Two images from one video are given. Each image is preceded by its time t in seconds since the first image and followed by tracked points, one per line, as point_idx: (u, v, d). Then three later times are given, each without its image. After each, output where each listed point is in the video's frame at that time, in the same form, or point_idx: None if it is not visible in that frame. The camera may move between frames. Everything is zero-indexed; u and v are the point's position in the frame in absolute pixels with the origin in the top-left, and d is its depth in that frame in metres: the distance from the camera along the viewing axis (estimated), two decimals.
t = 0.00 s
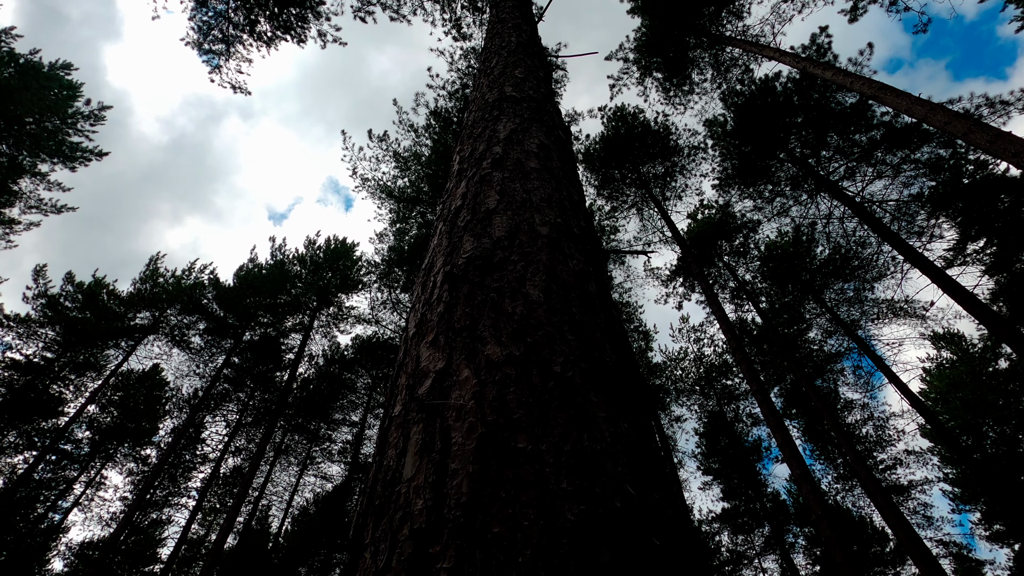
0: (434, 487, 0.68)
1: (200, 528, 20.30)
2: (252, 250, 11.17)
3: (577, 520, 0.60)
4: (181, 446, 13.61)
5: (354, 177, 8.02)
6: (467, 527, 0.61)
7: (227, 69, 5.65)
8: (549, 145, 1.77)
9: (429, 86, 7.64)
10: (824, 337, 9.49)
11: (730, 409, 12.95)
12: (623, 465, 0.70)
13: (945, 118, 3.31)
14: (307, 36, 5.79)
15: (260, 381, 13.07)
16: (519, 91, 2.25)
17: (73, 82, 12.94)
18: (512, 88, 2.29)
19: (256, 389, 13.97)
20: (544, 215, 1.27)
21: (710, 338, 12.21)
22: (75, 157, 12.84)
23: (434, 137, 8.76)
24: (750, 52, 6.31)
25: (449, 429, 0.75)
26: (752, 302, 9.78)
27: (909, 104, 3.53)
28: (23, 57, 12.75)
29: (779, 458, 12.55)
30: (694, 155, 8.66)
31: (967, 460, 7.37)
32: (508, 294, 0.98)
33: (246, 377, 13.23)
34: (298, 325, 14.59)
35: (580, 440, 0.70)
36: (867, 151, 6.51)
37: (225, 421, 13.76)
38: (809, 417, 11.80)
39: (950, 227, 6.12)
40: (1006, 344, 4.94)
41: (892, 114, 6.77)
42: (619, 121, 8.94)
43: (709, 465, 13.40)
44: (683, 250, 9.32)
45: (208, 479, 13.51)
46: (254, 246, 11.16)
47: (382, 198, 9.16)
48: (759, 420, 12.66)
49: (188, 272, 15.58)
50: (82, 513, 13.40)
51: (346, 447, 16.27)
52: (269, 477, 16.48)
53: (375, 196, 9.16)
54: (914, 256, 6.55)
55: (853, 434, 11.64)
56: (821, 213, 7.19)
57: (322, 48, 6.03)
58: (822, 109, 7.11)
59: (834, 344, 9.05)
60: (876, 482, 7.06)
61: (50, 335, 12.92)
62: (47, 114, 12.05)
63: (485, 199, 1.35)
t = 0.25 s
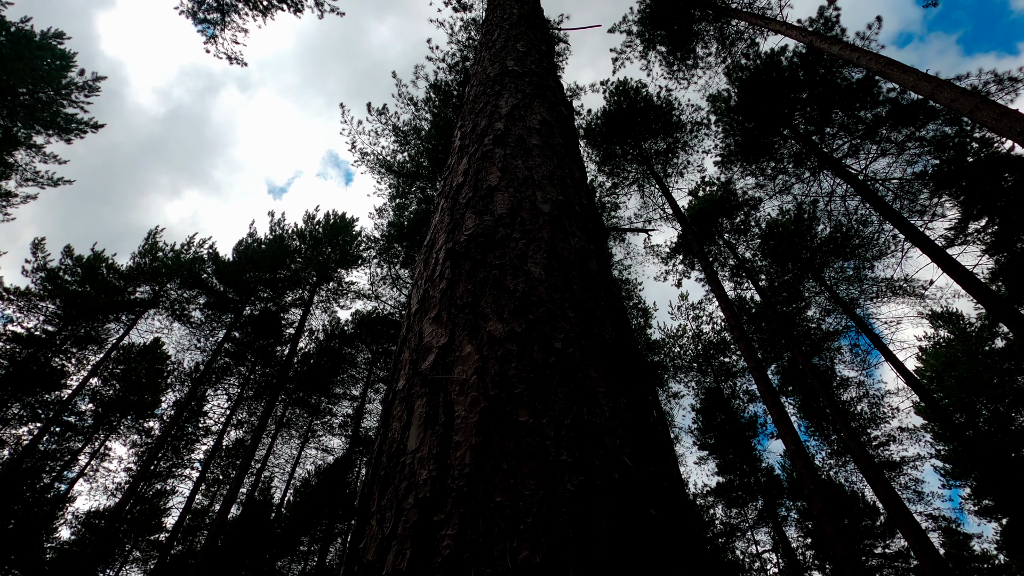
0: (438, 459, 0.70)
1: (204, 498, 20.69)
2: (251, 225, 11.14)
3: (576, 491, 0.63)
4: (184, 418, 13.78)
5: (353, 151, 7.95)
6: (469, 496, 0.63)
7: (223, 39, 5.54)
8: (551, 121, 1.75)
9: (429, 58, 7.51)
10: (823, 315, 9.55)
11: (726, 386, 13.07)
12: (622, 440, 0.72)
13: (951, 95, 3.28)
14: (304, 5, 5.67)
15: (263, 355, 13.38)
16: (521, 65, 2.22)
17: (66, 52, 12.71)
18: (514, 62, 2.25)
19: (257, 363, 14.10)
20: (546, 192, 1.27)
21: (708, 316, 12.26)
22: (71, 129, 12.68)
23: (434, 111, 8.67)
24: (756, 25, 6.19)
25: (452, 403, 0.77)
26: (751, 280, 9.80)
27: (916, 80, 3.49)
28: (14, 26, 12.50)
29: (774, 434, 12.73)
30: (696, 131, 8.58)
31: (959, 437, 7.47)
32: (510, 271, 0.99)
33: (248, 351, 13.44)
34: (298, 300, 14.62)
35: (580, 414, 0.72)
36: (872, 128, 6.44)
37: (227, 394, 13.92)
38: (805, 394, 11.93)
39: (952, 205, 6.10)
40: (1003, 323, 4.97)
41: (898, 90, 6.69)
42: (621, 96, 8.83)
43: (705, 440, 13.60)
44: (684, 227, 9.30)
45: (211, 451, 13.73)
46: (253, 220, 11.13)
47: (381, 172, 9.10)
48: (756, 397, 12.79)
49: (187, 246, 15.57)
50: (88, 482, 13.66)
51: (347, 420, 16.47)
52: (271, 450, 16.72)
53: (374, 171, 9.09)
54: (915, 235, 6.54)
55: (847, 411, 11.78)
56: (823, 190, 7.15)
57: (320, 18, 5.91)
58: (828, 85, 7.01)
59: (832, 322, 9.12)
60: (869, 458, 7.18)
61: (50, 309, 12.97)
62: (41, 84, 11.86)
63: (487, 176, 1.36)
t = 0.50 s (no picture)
0: (440, 438, 0.73)
1: (208, 471, 21.03)
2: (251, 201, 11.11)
3: (573, 470, 0.65)
4: (187, 393, 13.94)
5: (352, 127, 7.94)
6: (470, 475, 0.66)
7: (218, 11, 5.45)
8: (553, 101, 1.74)
9: (429, 32, 7.39)
10: (822, 295, 9.58)
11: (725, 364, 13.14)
12: (618, 422, 0.74)
13: (959, 73, 3.24)
14: None
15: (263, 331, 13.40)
16: (522, 43, 2.19)
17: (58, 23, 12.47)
18: (516, 40, 2.22)
19: (258, 339, 14.19)
20: (547, 174, 1.27)
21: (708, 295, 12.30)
22: (66, 102, 12.50)
23: (434, 86, 8.57)
24: None
25: (453, 385, 0.79)
26: (751, 259, 9.81)
27: (923, 58, 3.44)
28: None
29: (770, 411, 12.88)
30: (699, 108, 8.48)
31: (954, 416, 7.57)
32: (510, 255, 1.00)
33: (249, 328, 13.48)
34: (298, 277, 14.62)
35: (578, 396, 0.74)
36: (877, 106, 6.38)
37: (229, 370, 14.04)
38: (802, 373, 12.03)
39: (955, 185, 6.08)
40: (1002, 304, 4.99)
41: (905, 67, 6.59)
42: (624, 71, 8.71)
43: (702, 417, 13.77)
44: (685, 206, 9.26)
45: (214, 426, 13.92)
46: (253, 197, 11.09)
47: (381, 149, 9.03)
48: (753, 375, 12.89)
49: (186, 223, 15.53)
50: (93, 456, 14.00)
51: (348, 396, 16.64)
52: (274, 425, 16.91)
53: (374, 147, 9.01)
54: (917, 215, 6.52)
55: (844, 389, 11.90)
56: (826, 169, 7.10)
57: None
58: (834, 61, 6.90)
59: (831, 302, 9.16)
60: (864, 435, 7.28)
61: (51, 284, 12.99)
62: (34, 56, 11.65)
63: (488, 157, 1.36)
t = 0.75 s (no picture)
0: (449, 418, 0.76)
1: (214, 440, 21.42)
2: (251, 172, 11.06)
3: (576, 450, 0.68)
4: (192, 363, 14.11)
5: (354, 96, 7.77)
6: (477, 454, 0.69)
7: None
8: (557, 78, 1.73)
9: None
10: (824, 269, 9.58)
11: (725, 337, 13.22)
12: (619, 403, 0.78)
13: (972, 44, 3.19)
14: None
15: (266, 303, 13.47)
16: (527, 16, 2.16)
17: None
18: (520, 13, 2.19)
19: (260, 311, 14.29)
20: (552, 155, 1.28)
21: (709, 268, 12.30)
22: (60, 70, 12.30)
23: (435, 54, 8.42)
24: None
25: (461, 366, 0.82)
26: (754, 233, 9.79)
27: (935, 28, 3.38)
28: None
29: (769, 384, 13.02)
30: (706, 78, 8.34)
31: (950, 389, 7.66)
32: (516, 238, 1.02)
33: (252, 299, 13.57)
34: (299, 249, 14.61)
35: (582, 378, 0.77)
36: (887, 77, 6.28)
37: (232, 341, 14.18)
38: (801, 346, 12.12)
39: (963, 159, 6.02)
40: (1003, 279, 5.00)
41: (917, 37, 6.46)
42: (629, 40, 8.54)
43: (701, 389, 13.92)
44: (689, 179, 9.18)
45: (219, 395, 14.14)
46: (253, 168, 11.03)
47: (382, 119, 8.93)
48: (753, 348, 12.99)
49: (186, 194, 15.47)
50: (101, 424, 14.30)
51: (351, 367, 16.83)
52: (278, 394, 17.14)
53: (374, 117, 8.92)
54: (922, 189, 6.48)
55: (842, 363, 12.00)
56: (832, 142, 7.02)
57: None
58: (844, 30, 6.75)
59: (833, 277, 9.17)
60: (861, 408, 7.38)
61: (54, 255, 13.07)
62: (27, 22, 11.42)
63: (493, 137, 1.36)
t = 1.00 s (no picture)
0: (458, 402, 0.78)
1: (222, 413, 21.78)
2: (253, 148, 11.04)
3: (580, 434, 0.71)
4: (198, 338, 14.27)
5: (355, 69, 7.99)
6: (487, 436, 0.72)
7: None
8: (563, 58, 1.72)
9: None
10: (829, 245, 9.54)
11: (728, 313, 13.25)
12: (622, 388, 0.80)
13: (987, 14, 3.12)
14: None
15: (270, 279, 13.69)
16: None
17: None
18: None
19: (265, 286, 14.40)
20: (556, 139, 1.29)
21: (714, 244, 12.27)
22: (58, 42, 12.15)
23: (438, 26, 8.29)
24: None
25: (469, 351, 0.84)
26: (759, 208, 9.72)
27: None
28: None
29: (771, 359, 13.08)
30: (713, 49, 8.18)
31: (953, 365, 7.69)
32: (521, 224, 1.04)
33: (256, 275, 13.73)
34: (303, 225, 14.58)
35: (586, 363, 0.80)
36: (899, 48, 6.15)
37: (238, 317, 14.31)
38: (805, 322, 12.14)
39: (974, 132, 5.94)
40: (1010, 255, 4.98)
41: (931, 6, 6.31)
42: (635, 10, 8.36)
43: (703, 364, 14.01)
44: (695, 153, 9.09)
45: (226, 369, 14.34)
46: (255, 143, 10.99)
47: (384, 93, 8.85)
48: (756, 324, 13.02)
49: (188, 169, 15.44)
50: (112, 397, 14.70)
51: (355, 342, 16.99)
52: (284, 369, 17.33)
53: (376, 90, 8.83)
54: (932, 163, 6.40)
55: (845, 338, 12.03)
56: (841, 115, 6.93)
57: None
58: None
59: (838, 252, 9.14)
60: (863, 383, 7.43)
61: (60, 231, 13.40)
62: None
63: (498, 120, 1.36)
